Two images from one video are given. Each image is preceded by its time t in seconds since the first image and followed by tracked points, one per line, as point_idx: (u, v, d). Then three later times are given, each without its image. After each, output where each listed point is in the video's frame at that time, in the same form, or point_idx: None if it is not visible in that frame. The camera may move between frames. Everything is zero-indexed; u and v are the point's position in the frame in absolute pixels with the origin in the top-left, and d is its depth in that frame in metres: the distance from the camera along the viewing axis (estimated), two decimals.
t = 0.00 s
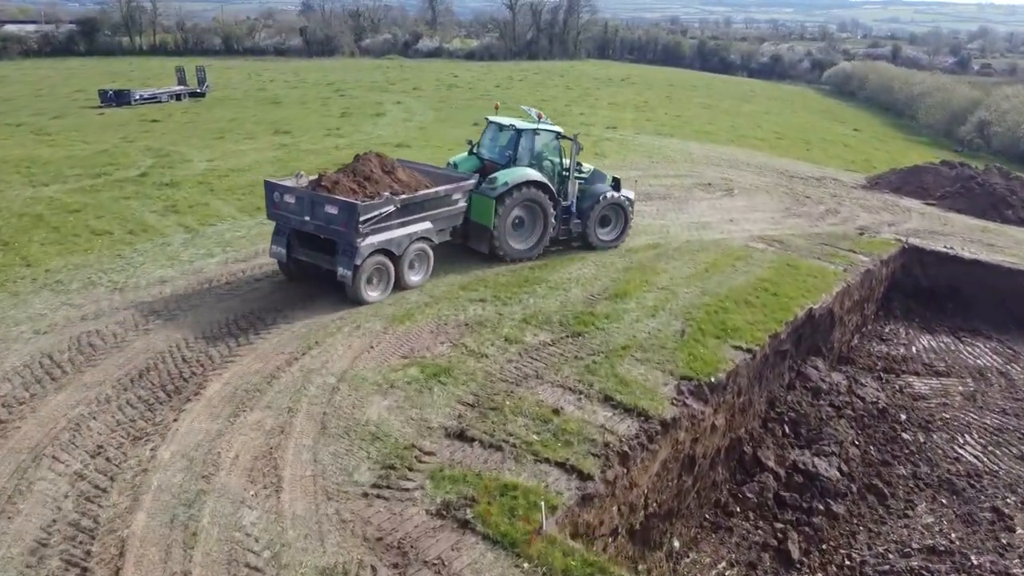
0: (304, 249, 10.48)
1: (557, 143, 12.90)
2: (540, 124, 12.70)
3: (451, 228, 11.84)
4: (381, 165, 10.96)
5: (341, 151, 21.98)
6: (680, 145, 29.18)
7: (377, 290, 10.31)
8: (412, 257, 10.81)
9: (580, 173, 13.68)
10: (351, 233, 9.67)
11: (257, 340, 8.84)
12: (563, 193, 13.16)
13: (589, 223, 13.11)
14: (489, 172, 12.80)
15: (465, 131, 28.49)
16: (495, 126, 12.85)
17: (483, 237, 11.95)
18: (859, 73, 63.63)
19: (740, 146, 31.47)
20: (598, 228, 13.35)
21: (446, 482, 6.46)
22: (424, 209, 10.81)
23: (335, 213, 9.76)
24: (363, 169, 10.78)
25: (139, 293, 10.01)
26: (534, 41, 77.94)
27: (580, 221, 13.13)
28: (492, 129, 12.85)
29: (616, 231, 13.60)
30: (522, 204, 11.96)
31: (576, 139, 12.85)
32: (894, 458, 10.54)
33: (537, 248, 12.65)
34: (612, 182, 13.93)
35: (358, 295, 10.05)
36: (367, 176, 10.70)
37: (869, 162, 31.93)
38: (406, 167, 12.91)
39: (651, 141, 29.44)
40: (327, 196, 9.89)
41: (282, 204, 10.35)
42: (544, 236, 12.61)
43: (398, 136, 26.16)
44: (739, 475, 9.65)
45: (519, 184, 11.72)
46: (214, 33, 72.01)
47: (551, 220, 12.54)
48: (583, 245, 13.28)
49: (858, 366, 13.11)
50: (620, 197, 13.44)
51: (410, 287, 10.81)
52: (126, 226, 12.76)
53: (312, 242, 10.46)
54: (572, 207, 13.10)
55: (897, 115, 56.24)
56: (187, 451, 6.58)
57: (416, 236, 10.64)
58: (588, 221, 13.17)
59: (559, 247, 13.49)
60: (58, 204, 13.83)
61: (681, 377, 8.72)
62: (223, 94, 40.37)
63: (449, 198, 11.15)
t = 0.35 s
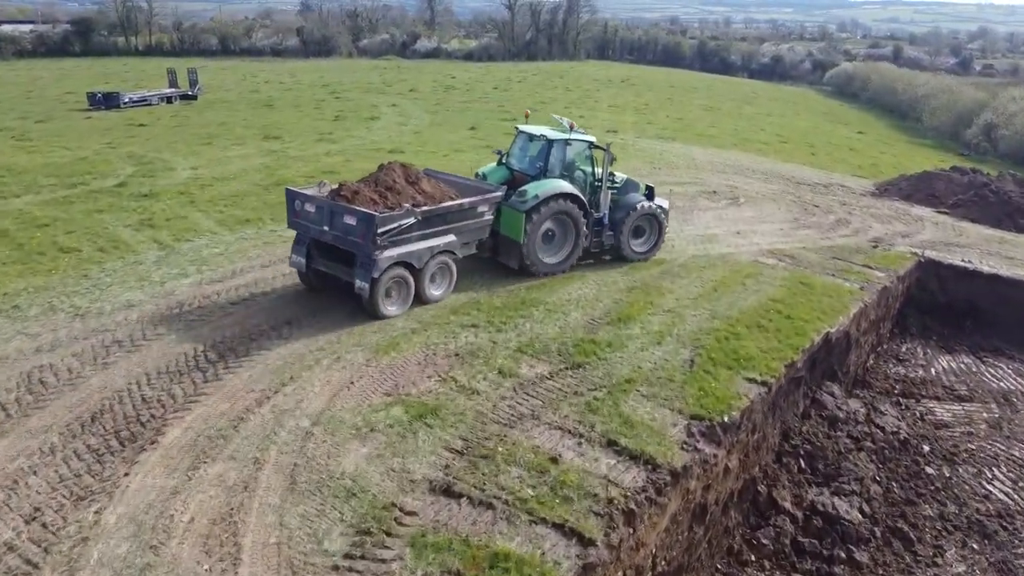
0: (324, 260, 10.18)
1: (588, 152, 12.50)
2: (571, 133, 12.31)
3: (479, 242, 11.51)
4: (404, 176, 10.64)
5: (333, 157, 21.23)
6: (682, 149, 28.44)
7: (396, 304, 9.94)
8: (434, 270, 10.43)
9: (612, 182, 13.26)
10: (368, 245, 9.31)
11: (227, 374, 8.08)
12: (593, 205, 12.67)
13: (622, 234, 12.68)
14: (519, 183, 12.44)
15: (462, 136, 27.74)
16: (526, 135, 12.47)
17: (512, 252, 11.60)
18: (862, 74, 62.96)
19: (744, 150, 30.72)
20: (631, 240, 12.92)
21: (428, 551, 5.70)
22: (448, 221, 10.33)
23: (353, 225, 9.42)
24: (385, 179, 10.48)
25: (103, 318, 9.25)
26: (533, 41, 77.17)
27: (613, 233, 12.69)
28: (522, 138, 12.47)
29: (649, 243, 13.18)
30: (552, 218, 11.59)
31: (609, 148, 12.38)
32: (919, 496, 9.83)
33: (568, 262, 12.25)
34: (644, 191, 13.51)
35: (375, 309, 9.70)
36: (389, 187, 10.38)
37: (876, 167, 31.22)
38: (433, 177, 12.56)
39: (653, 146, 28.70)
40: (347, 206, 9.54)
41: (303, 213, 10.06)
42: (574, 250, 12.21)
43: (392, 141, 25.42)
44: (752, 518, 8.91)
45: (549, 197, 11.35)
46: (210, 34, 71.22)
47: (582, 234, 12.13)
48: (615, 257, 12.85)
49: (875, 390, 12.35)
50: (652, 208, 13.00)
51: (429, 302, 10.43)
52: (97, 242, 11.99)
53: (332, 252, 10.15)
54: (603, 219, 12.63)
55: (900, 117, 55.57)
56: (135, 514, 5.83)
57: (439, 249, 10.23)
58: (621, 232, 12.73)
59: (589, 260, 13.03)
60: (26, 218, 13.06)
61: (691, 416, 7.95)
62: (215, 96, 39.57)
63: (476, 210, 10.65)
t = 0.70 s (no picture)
0: (347, 267, 9.90)
1: (621, 158, 12.18)
2: (603, 138, 12.00)
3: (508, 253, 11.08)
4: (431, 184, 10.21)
5: (324, 161, 20.47)
6: (685, 152, 27.73)
7: (419, 315, 9.64)
8: (459, 280, 10.10)
9: (647, 189, 12.98)
10: (391, 255, 8.98)
11: (189, 407, 7.31)
12: (627, 212, 12.39)
13: (657, 243, 12.33)
14: (550, 190, 12.19)
15: (459, 138, 26.97)
16: (555, 141, 12.19)
17: (544, 262, 11.14)
18: (865, 75, 62.35)
19: (748, 154, 29.95)
20: (667, 249, 12.55)
21: None
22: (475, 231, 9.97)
23: (376, 233, 9.09)
24: (411, 186, 10.06)
25: (59, 343, 8.48)
26: (533, 42, 76.44)
27: (647, 242, 12.36)
28: (552, 144, 12.18)
29: (686, 252, 12.79)
30: (585, 225, 11.20)
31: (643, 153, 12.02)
32: (949, 535, 9.06)
33: (600, 271, 11.80)
34: (679, 198, 13.15)
35: (397, 320, 9.40)
36: (414, 195, 9.99)
37: (884, 171, 30.55)
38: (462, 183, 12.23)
39: (655, 149, 27.93)
40: (370, 214, 9.21)
41: (326, 220, 9.80)
42: (607, 258, 11.81)
43: (386, 144, 24.68)
44: (770, 563, 8.15)
45: (581, 203, 10.97)
46: (207, 34, 70.57)
47: (615, 241, 11.75)
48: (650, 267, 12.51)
49: (895, 414, 11.58)
50: (688, 216, 12.62)
51: (455, 313, 10.13)
52: (63, 255, 11.22)
53: (355, 260, 9.87)
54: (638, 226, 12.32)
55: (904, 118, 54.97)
56: None
57: (465, 258, 9.89)
58: (655, 241, 12.38)
59: (624, 270, 12.71)
60: None
61: (706, 458, 7.16)
62: (208, 97, 38.82)
63: (504, 219, 10.32)
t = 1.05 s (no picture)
0: (371, 275, 9.56)
1: (657, 165, 11.73)
2: (638, 144, 11.56)
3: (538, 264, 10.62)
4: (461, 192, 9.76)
5: (312, 165, 19.68)
6: (688, 155, 27.01)
7: (444, 327, 9.24)
8: (488, 292, 9.67)
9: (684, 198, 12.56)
10: (417, 265, 8.61)
11: (138, 450, 6.52)
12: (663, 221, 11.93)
13: (695, 254, 11.85)
14: (583, 199, 11.85)
15: (455, 141, 26.20)
16: (588, 148, 11.81)
17: (576, 273, 10.68)
18: (867, 76, 61.71)
19: (752, 156, 29.18)
20: (705, 260, 12.05)
21: None
22: (506, 241, 9.54)
23: (403, 241, 8.75)
24: (441, 194, 9.63)
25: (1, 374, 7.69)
26: (532, 42, 75.62)
27: (684, 253, 11.88)
28: (584, 152, 11.82)
29: (725, 263, 12.29)
30: (620, 236, 10.74)
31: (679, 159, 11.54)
32: None
33: (635, 284, 11.32)
34: (718, 207, 12.70)
35: (421, 331, 9.01)
36: (444, 203, 9.57)
37: (891, 174, 29.85)
38: (494, 191, 11.80)
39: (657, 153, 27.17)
40: (397, 221, 8.89)
41: (353, 226, 9.51)
42: (643, 269, 11.33)
43: (379, 147, 23.93)
44: None
45: (615, 213, 10.52)
46: (204, 35, 69.82)
47: (651, 251, 11.26)
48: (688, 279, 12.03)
49: (917, 441, 10.82)
50: (727, 225, 12.13)
51: (483, 326, 9.66)
52: (22, 271, 10.45)
53: (381, 268, 9.53)
54: (675, 236, 11.84)
55: (908, 119, 54.33)
56: None
57: (494, 270, 9.46)
58: (693, 251, 11.88)
59: (660, 281, 12.23)
60: None
61: (719, 509, 6.37)
62: (199, 99, 38.04)
63: (536, 229, 9.88)
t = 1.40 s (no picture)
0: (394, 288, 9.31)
1: (693, 174, 11.48)
2: (675, 153, 11.29)
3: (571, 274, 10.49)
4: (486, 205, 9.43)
5: (298, 171, 18.96)
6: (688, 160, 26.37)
7: (468, 343, 8.92)
8: (515, 306, 9.33)
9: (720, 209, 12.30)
10: (438, 280, 8.31)
11: (69, 505, 5.83)
12: (700, 233, 11.67)
13: (731, 267, 11.56)
14: (616, 208, 11.56)
15: (448, 145, 25.48)
16: (622, 155, 11.52)
17: (610, 285, 10.49)
18: (869, 77, 61.09)
19: (753, 160, 28.45)
20: (740, 273, 11.76)
21: None
22: (532, 254, 9.18)
23: (425, 256, 8.46)
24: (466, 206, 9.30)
25: None
26: (531, 42, 74.99)
27: (720, 265, 11.60)
28: (618, 160, 11.57)
29: (760, 276, 12.01)
30: (655, 246, 10.54)
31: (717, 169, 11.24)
32: None
33: (671, 294, 11.09)
34: (752, 218, 12.46)
35: (443, 349, 8.72)
36: (469, 215, 9.25)
37: (896, 178, 29.21)
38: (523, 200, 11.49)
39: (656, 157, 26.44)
40: (419, 235, 8.60)
41: (376, 238, 9.27)
42: (678, 281, 11.09)
43: (370, 151, 23.27)
44: None
45: (651, 222, 10.33)
46: (200, 35, 69.14)
47: (687, 262, 11.02)
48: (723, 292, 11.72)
49: (931, 471, 10.13)
50: (764, 237, 11.87)
51: (508, 341, 9.34)
52: None
53: (404, 281, 9.27)
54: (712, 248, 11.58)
55: (910, 120, 53.68)
56: None
57: (521, 284, 9.12)
58: (730, 264, 11.61)
59: (694, 294, 11.92)
60: None
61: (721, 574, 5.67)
62: (190, 100, 37.35)
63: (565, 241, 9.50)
